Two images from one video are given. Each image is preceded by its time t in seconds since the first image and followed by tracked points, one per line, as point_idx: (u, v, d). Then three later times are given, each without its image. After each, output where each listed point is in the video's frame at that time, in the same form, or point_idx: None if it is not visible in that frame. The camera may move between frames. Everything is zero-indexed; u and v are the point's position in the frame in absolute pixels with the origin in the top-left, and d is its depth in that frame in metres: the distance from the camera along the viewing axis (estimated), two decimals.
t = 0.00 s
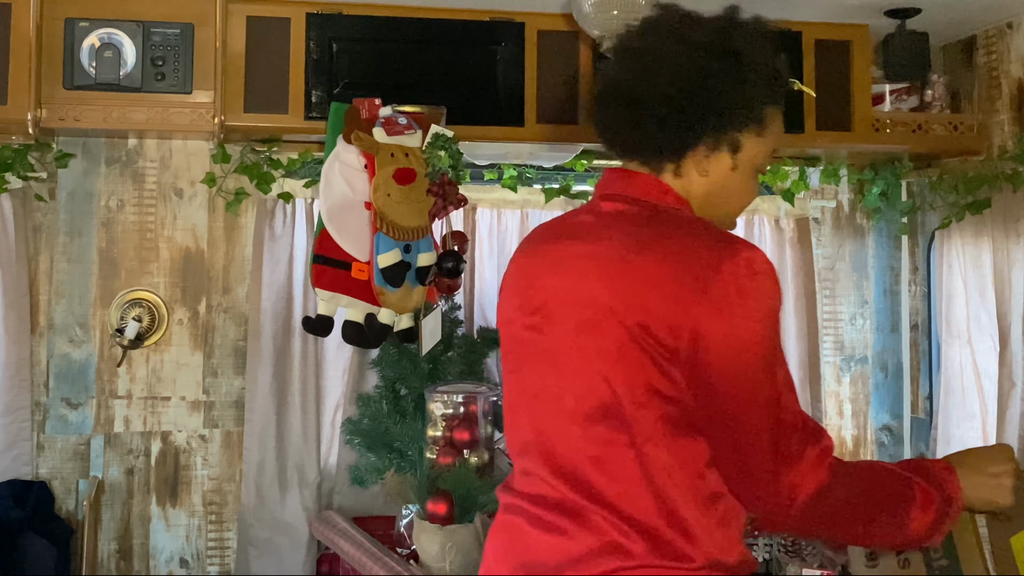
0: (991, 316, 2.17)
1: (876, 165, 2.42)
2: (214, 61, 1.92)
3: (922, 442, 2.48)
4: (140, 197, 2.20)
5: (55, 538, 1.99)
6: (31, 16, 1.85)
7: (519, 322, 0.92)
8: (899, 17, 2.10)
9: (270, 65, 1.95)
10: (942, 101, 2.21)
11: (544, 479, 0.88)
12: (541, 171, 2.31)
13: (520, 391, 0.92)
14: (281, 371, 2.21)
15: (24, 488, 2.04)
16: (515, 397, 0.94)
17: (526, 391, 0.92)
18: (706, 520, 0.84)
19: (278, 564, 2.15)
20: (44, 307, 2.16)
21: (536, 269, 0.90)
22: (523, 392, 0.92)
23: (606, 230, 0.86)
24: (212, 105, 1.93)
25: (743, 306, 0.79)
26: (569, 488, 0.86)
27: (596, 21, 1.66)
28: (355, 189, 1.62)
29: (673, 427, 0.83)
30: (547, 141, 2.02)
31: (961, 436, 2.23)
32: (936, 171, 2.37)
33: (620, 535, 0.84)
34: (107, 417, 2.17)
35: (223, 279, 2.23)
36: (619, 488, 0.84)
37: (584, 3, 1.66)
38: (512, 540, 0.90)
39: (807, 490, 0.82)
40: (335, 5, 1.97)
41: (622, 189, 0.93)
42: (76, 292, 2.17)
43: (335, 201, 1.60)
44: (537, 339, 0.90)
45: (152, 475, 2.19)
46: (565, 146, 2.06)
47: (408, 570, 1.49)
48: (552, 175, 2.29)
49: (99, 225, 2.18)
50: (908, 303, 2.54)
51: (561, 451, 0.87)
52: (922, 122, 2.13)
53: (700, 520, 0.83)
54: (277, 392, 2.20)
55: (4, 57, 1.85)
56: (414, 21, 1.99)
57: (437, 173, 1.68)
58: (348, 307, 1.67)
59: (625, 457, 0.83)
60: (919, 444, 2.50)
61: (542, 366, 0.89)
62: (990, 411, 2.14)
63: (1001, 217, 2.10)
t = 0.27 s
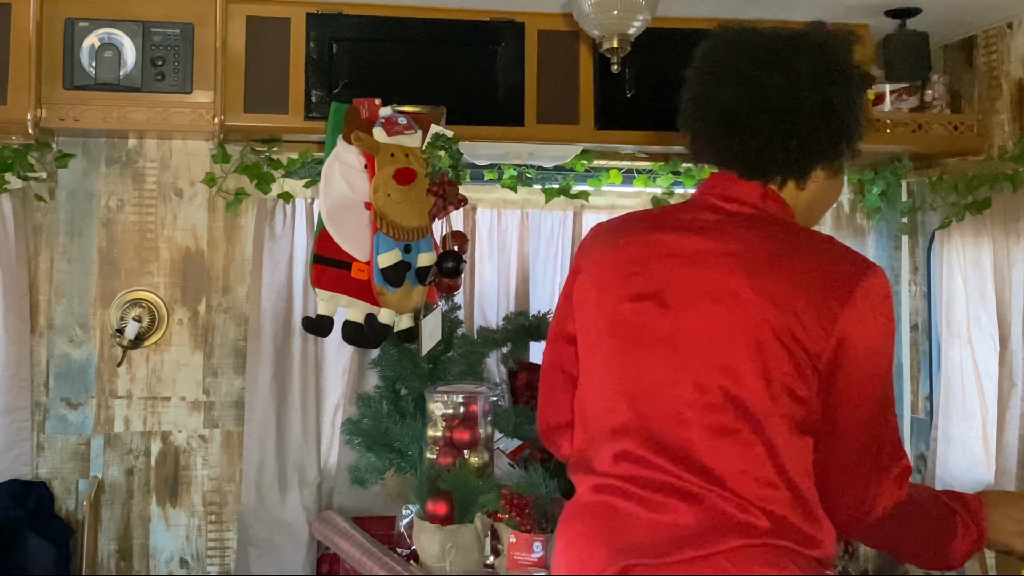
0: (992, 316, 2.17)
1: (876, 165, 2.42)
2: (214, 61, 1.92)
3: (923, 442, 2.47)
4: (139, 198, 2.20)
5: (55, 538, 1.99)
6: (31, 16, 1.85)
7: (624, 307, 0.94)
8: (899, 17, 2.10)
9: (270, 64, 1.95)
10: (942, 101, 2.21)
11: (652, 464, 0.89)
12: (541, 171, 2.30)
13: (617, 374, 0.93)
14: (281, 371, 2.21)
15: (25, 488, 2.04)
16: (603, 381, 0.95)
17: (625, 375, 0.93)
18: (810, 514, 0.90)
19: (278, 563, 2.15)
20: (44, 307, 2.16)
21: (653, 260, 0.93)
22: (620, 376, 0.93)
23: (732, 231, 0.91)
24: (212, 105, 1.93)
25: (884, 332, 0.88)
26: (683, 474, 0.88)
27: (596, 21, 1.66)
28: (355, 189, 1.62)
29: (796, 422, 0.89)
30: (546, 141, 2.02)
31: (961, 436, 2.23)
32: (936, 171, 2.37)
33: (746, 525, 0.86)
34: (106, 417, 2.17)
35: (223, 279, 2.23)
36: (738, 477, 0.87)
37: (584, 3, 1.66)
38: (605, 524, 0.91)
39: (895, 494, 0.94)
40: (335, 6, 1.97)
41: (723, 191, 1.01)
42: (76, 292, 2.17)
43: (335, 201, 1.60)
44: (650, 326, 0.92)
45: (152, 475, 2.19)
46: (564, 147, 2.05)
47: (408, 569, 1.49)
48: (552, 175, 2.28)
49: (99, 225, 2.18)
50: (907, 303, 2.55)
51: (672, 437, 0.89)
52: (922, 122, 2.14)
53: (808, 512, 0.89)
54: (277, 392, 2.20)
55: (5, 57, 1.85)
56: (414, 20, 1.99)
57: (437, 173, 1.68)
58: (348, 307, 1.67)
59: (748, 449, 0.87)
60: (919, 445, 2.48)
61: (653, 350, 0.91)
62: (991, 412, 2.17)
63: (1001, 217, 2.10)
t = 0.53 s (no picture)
0: (992, 316, 2.18)
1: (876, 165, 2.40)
2: (214, 61, 1.92)
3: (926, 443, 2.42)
4: (140, 198, 2.20)
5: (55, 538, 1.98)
6: (31, 16, 1.85)
7: (693, 306, 0.99)
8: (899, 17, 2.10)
9: (270, 65, 1.95)
10: (942, 101, 2.21)
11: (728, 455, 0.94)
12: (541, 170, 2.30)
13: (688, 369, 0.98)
14: (281, 371, 2.22)
15: (25, 488, 2.04)
16: (669, 376, 1.00)
17: (695, 371, 0.98)
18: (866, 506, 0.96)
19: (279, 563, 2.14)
20: (44, 307, 2.15)
21: (721, 263, 0.99)
22: (690, 370, 0.98)
23: (796, 240, 0.98)
24: (212, 105, 1.93)
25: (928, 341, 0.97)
26: (756, 465, 0.94)
27: (596, 21, 1.66)
28: (355, 189, 1.62)
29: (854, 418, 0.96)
30: (546, 141, 2.02)
31: (961, 436, 2.23)
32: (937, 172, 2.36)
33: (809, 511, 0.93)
34: (106, 417, 2.17)
35: (223, 279, 2.23)
36: (807, 467, 0.93)
37: (584, 3, 1.66)
38: (681, 512, 0.96)
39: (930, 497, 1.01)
40: (335, 5, 1.97)
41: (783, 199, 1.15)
42: (76, 292, 2.17)
43: (335, 201, 1.60)
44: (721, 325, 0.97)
45: (152, 475, 2.19)
46: (563, 147, 2.05)
47: (408, 569, 1.49)
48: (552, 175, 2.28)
49: (99, 225, 2.18)
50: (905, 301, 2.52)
51: (742, 427, 0.95)
52: (923, 122, 2.13)
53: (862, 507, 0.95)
54: (277, 392, 2.20)
55: (5, 57, 1.85)
56: (415, 20, 2.00)
57: (437, 173, 1.68)
58: (348, 307, 1.67)
59: (815, 443, 0.93)
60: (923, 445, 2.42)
61: (725, 347, 0.96)
62: (991, 411, 2.16)
63: (1001, 217, 2.10)
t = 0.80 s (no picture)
0: (992, 316, 2.18)
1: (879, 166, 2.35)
2: (214, 62, 1.92)
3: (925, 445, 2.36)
4: (139, 198, 2.20)
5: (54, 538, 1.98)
6: (31, 16, 1.85)
7: (712, 304, 0.98)
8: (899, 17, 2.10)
9: (270, 64, 1.95)
10: (942, 100, 2.21)
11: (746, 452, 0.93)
12: (541, 170, 2.30)
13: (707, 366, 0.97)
14: (281, 372, 2.22)
15: (25, 489, 2.04)
16: (686, 371, 0.99)
17: (712, 368, 0.97)
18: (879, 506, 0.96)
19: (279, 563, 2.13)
20: (44, 307, 2.15)
21: (739, 262, 0.98)
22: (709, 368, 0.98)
23: (815, 240, 0.99)
24: (212, 104, 1.93)
25: (943, 343, 0.98)
26: (776, 461, 0.93)
27: (596, 21, 1.66)
28: (355, 189, 1.62)
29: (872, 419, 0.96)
30: (546, 141, 2.02)
31: (962, 436, 2.23)
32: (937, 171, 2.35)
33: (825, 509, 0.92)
34: (107, 417, 2.17)
35: (223, 279, 2.23)
36: (824, 464, 0.93)
37: (584, 3, 1.66)
38: (697, 508, 0.95)
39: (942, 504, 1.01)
40: (336, 5, 1.97)
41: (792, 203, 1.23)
42: (76, 292, 2.17)
43: (335, 201, 1.60)
44: (740, 322, 0.97)
45: (152, 475, 2.19)
46: (563, 147, 2.06)
47: (408, 569, 1.50)
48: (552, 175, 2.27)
49: (99, 225, 2.18)
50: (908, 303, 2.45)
51: (760, 422, 0.94)
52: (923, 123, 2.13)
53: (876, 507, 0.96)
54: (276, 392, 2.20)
55: (4, 57, 1.85)
56: (415, 20, 2.00)
57: (437, 173, 1.68)
58: (348, 307, 1.67)
59: (832, 440, 0.93)
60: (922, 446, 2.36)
61: (743, 344, 0.96)
62: (991, 412, 2.16)
63: (1001, 218, 2.10)
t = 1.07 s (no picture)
0: (992, 316, 2.15)
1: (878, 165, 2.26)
2: (214, 62, 1.93)
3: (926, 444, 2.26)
4: (140, 198, 2.18)
5: (54, 538, 1.93)
6: (31, 16, 1.85)
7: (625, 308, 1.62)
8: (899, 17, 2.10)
9: (270, 65, 1.95)
10: (942, 101, 2.22)
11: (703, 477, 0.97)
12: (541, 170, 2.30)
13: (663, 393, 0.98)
14: (281, 372, 2.22)
15: (24, 489, 2.04)
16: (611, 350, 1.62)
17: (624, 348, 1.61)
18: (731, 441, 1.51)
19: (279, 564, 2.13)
20: (44, 307, 2.16)
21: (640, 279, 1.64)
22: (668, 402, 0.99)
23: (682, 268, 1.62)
24: (212, 105, 1.93)
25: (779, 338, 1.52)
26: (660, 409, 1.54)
27: (596, 21, 1.66)
28: (355, 189, 1.61)
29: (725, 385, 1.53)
30: (546, 140, 2.05)
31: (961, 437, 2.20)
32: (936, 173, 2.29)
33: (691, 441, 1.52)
34: (107, 418, 2.17)
35: (223, 279, 2.22)
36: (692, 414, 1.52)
37: (584, 4, 1.66)
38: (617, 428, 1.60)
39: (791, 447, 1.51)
40: (336, 6, 1.97)
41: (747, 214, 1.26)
42: (76, 292, 2.17)
43: (335, 201, 1.60)
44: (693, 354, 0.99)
45: (152, 475, 2.13)
46: (564, 147, 2.08)
47: (408, 569, 1.50)
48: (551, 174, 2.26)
49: (100, 225, 2.15)
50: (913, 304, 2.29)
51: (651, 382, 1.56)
52: (922, 122, 2.11)
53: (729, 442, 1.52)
54: (277, 392, 2.22)
55: (5, 58, 1.85)
56: (415, 20, 2.00)
57: (436, 173, 1.68)
58: (348, 307, 1.67)
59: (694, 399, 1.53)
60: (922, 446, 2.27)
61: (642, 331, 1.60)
62: (991, 411, 2.08)
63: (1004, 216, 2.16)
